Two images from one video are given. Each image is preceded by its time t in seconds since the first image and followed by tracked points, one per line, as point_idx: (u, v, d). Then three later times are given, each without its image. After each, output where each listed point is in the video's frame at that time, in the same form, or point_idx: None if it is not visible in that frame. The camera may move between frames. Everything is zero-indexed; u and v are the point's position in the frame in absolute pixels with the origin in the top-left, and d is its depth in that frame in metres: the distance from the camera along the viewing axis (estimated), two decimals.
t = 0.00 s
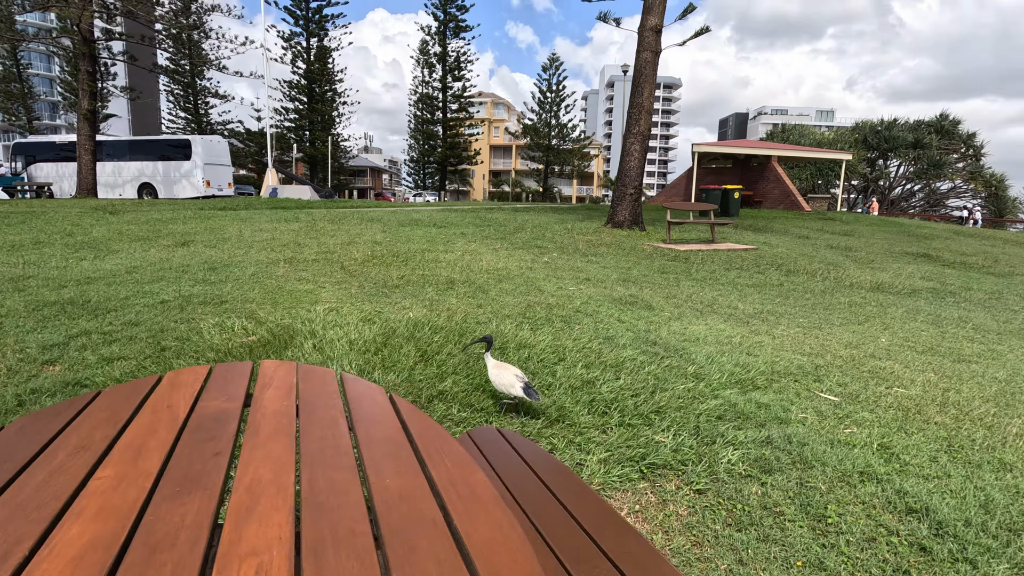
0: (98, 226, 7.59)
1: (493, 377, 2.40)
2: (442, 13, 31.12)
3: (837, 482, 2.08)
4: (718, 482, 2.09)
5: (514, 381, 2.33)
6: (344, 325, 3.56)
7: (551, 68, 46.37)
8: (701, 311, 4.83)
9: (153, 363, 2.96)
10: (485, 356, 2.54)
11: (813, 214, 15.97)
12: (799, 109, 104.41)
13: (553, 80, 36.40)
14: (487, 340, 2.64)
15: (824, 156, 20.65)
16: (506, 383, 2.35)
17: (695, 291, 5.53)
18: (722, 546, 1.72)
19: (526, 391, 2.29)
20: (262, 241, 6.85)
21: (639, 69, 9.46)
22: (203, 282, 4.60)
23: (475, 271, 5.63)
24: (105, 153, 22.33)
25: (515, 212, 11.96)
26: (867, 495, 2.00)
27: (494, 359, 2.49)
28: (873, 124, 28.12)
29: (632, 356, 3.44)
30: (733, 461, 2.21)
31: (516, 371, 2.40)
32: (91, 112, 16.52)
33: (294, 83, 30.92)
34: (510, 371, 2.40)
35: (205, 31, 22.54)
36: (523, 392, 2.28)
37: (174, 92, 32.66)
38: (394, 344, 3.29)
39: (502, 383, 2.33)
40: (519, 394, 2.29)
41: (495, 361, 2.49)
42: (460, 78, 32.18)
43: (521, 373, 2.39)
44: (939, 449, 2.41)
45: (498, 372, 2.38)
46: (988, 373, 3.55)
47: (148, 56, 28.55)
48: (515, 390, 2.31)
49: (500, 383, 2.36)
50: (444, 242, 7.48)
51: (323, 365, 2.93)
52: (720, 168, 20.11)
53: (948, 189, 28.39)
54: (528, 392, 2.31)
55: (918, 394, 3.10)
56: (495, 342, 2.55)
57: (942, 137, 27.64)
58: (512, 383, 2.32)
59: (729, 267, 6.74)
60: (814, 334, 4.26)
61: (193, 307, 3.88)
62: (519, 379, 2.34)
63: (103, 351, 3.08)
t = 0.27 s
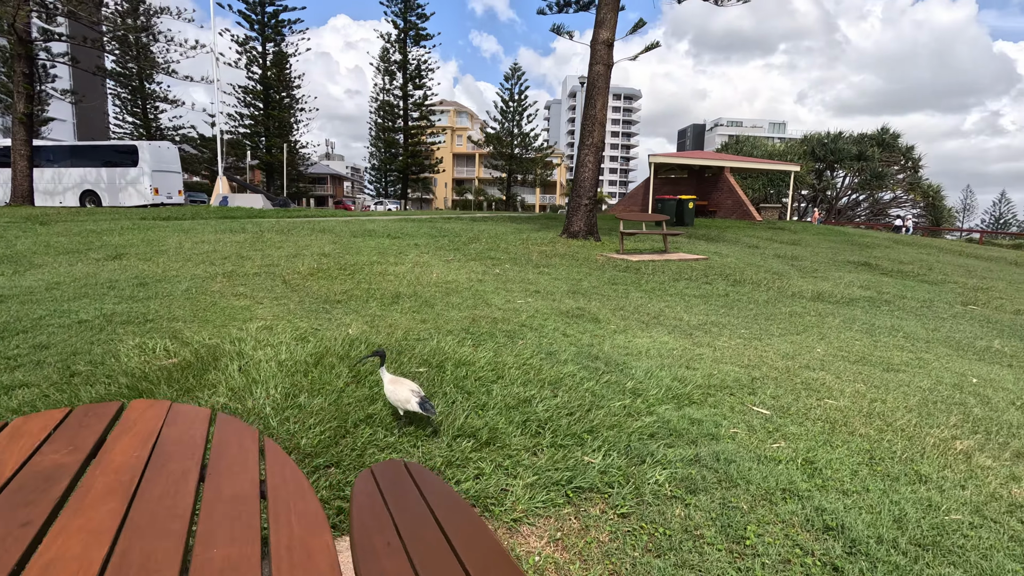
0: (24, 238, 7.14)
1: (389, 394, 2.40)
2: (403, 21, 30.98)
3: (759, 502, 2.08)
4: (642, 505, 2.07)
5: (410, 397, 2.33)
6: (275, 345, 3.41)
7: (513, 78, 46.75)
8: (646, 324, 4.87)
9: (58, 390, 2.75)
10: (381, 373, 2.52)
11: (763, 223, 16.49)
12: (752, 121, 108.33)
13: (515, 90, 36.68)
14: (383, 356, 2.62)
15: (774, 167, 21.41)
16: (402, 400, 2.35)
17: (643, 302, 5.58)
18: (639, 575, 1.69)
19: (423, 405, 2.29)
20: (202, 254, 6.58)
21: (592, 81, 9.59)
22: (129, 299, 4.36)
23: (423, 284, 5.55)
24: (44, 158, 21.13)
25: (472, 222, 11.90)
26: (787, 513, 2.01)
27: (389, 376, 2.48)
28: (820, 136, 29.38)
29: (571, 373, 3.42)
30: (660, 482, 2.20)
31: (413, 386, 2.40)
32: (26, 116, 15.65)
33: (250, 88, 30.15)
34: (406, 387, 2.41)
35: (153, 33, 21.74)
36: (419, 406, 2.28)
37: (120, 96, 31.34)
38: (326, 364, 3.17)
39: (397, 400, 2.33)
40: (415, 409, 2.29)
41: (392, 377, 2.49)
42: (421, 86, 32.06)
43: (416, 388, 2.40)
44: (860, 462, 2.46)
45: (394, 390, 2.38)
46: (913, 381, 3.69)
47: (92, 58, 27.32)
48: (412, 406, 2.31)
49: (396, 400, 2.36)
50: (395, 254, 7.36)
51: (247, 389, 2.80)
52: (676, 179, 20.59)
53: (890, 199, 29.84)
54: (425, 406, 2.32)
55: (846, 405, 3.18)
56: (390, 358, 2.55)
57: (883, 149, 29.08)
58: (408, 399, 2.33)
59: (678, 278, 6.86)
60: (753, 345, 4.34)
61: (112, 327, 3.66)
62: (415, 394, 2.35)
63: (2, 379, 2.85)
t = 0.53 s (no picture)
0: None
1: (303, 399, 2.39)
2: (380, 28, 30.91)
3: (699, 511, 2.06)
4: (580, 517, 2.02)
5: (323, 399, 2.33)
6: (220, 356, 3.30)
7: (492, 86, 46.93)
8: (609, 330, 4.86)
9: None
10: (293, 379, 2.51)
11: (736, 230, 16.74)
12: (729, 130, 110.24)
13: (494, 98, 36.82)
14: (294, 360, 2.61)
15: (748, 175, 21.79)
16: (316, 403, 2.35)
17: (608, 309, 5.58)
18: None
19: (337, 405, 2.31)
20: (160, 262, 6.41)
21: (563, 89, 9.64)
22: (73, 309, 4.19)
23: (386, 292, 5.47)
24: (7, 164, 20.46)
25: (446, 230, 11.84)
26: (726, 523, 1.99)
27: (302, 381, 2.47)
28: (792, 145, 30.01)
29: (525, 381, 3.37)
30: (600, 492, 2.16)
31: (325, 387, 2.41)
32: None
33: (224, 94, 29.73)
34: (318, 390, 2.40)
35: (123, 37, 21.33)
36: (334, 406, 2.30)
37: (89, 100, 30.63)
38: (272, 375, 3.08)
39: (311, 403, 2.32)
40: (330, 411, 2.30)
41: (304, 382, 2.48)
42: (399, 93, 31.98)
43: (329, 389, 2.40)
44: (805, 468, 2.46)
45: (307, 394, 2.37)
46: (865, 386, 3.73)
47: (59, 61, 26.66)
48: (326, 407, 2.31)
49: (310, 404, 2.36)
50: (362, 261, 7.27)
51: (183, 401, 2.69)
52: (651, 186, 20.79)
53: (860, 207, 30.55)
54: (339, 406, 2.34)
55: (798, 410, 3.19)
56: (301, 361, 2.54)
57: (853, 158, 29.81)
58: (322, 401, 2.33)
59: (645, 285, 6.88)
60: (713, 352, 4.35)
61: (49, 339, 3.50)
62: (328, 395, 2.35)
63: None
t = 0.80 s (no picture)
0: None
1: (203, 399, 2.34)
2: (356, 32, 30.73)
3: (628, 522, 2.02)
4: (506, 531, 1.97)
5: (225, 399, 2.31)
6: (154, 367, 3.18)
7: (470, 91, 47.02)
8: (568, 336, 4.84)
9: None
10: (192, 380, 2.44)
11: (708, 235, 16.95)
12: (705, 137, 112.03)
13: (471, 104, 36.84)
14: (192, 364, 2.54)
15: (720, 181, 22.13)
16: (217, 403, 2.30)
17: (569, 315, 5.56)
18: None
19: (240, 407, 2.31)
20: (110, 268, 6.20)
21: (532, 95, 9.65)
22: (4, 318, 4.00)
23: (344, 298, 5.37)
24: None
25: (417, 235, 11.74)
26: (653, 533, 1.95)
27: (202, 382, 2.41)
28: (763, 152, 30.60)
29: (473, 389, 3.31)
30: (531, 504, 2.11)
31: (228, 389, 2.38)
32: None
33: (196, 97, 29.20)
34: (222, 390, 2.37)
35: (90, 38, 20.82)
36: (238, 408, 2.30)
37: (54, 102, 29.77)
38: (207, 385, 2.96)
39: (212, 403, 2.29)
40: (233, 411, 2.29)
41: (203, 384, 2.41)
42: (375, 97, 31.81)
43: (232, 390, 2.38)
44: (743, 475, 2.44)
45: (208, 394, 2.32)
46: (815, 390, 3.76)
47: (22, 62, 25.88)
48: (227, 408, 2.30)
49: (211, 404, 2.32)
50: (325, 267, 7.14)
51: (105, 415, 2.57)
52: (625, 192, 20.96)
53: (830, 212, 31.23)
54: (242, 407, 2.33)
55: (745, 415, 3.19)
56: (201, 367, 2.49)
57: (823, 165, 30.50)
58: (224, 402, 2.30)
59: (610, 290, 6.89)
60: (668, 357, 4.35)
61: None
62: (232, 396, 2.33)
63: None
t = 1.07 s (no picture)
0: None
1: (90, 417, 2.25)
2: (333, 38, 30.55)
3: (569, 541, 1.92)
4: (438, 554, 1.86)
5: (117, 416, 2.23)
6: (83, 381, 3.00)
7: (450, 99, 47.04)
8: (531, 345, 4.75)
9: None
10: (79, 399, 2.34)
11: (683, 243, 17.09)
12: (684, 147, 113.65)
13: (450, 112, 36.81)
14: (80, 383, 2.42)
15: (696, 190, 22.39)
16: (107, 420, 2.22)
17: (535, 323, 5.49)
18: None
19: (133, 422, 2.23)
20: (59, 277, 5.94)
21: (503, 102, 9.62)
22: None
23: (302, 307, 5.21)
24: None
25: (389, 243, 11.58)
26: (593, 553, 1.87)
27: (89, 400, 2.32)
28: (738, 161, 31.11)
29: (424, 402, 3.20)
30: (468, 524, 2.01)
31: (120, 405, 2.29)
32: None
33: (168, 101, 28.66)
34: (112, 406, 2.28)
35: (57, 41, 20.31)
36: (129, 423, 2.22)
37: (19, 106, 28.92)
38: (137, 400, 2.80)
39: (100, 421, 2.20)
40: (125, 427, 2.20)
41: (90, 402, 2.32)
42: (353, 104, 31.60)
43: (124, 406, 2.30)
44: (692, 489, 2.37)
45: (96, 412, 2.24)
46: (774, 398, 3.72)
47: None
48: (118, 425, 2.22)
49: (99, 422, 2.23)
50: (288, 275, 6.96)
51: (19, 433, 2.40)
52: (602, 200, 21.09)
53: (804, 220, 31.81)
54: (136, 423, 2.24)
55: (701, 426, 3.13)
56: (88, 381, 2.39)
57: (796, 174, 31.10)
58: (114, 418, 2.22)
59: (579, 298, 6.84)
60: (631, 365, 4.30)
61: None
62: (123, 413, 2.25)
63: None
